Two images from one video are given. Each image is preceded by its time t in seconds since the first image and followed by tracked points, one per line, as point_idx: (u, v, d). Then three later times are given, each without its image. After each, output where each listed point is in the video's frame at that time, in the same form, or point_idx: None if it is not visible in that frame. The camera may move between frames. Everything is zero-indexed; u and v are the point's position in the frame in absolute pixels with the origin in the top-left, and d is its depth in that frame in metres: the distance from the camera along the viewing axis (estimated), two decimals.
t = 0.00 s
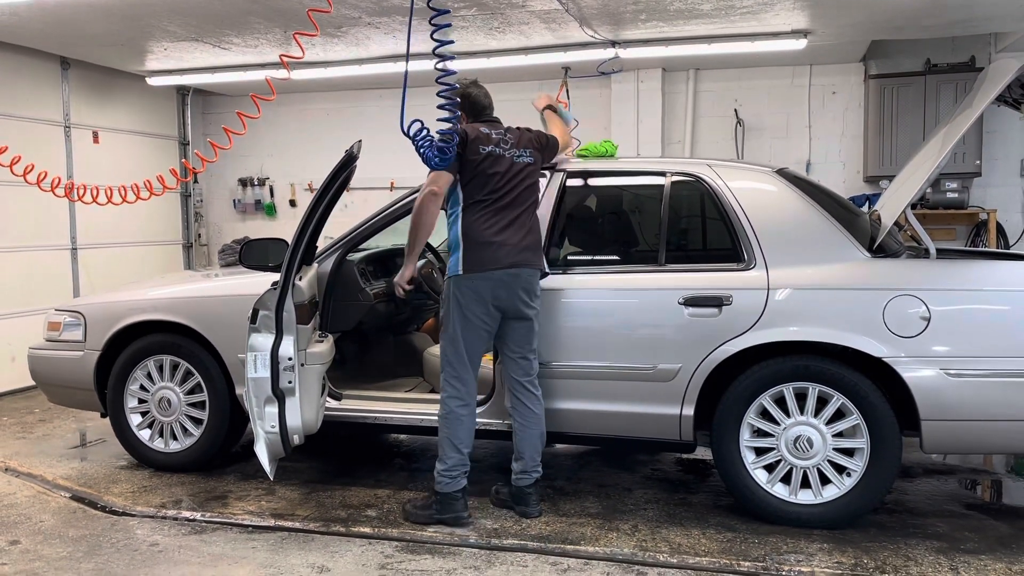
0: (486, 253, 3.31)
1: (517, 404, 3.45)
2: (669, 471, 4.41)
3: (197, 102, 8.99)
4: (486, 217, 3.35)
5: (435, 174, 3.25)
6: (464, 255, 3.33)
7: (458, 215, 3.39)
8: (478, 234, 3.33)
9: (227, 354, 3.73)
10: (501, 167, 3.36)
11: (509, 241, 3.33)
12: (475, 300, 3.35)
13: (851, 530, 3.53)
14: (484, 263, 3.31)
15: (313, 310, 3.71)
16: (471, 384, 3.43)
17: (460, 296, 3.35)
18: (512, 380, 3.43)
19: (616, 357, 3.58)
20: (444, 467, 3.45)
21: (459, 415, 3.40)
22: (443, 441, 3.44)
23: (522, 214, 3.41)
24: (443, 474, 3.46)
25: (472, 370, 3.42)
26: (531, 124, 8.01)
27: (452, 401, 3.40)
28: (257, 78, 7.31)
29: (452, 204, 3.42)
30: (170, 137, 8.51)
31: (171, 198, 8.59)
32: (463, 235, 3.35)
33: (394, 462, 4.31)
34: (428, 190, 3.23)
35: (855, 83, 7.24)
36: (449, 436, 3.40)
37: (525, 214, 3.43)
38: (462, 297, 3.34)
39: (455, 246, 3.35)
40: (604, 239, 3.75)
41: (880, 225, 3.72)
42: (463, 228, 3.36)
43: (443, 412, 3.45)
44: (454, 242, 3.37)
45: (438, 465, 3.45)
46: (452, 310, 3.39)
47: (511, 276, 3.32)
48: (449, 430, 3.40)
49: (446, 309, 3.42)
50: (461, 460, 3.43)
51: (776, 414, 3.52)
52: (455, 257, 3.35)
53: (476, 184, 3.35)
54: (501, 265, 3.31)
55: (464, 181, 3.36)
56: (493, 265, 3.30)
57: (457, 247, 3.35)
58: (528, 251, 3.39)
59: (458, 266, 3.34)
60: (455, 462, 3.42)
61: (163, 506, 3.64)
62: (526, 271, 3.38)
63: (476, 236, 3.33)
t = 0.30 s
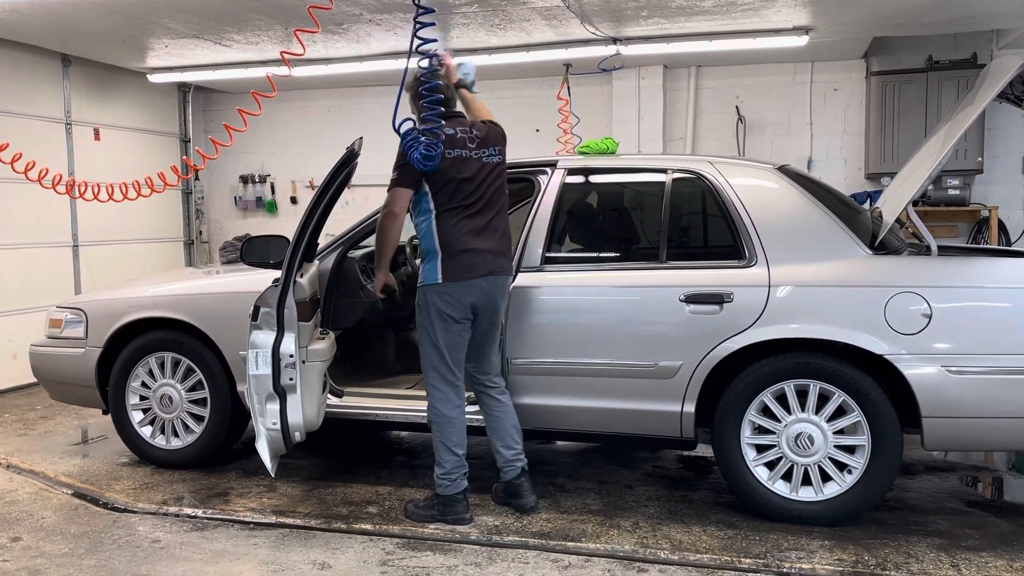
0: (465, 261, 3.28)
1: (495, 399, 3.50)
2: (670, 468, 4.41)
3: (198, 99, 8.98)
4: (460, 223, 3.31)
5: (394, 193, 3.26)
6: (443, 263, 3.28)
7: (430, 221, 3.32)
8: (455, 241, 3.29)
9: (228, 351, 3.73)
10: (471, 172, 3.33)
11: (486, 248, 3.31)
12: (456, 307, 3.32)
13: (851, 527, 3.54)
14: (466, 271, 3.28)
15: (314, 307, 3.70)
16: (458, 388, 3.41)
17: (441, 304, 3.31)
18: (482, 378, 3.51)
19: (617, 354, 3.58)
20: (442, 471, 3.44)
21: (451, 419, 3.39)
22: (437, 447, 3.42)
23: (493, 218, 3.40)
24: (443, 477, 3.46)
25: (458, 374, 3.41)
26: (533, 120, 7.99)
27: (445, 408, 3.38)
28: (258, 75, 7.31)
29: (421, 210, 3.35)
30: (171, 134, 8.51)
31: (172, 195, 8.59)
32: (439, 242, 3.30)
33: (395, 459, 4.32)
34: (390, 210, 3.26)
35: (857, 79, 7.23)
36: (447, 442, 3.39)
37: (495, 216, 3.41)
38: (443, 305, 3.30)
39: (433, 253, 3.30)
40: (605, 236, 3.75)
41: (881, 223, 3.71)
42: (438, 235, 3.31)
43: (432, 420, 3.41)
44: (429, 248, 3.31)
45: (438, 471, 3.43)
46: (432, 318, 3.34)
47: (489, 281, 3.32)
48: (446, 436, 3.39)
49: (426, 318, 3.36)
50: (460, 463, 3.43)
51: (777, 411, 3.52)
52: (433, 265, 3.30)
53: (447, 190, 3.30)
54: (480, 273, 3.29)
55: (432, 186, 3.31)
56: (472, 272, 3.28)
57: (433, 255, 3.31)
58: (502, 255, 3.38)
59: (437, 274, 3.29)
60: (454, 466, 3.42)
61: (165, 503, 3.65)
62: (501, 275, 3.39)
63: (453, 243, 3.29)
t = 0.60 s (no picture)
0: (470, 259, 3.36)
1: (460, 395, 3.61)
2: (672, 464, 4.41)
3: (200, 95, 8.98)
4: (460, 221, 3.37)
5: (399, 214, 3.22)
6: (450, 259, 3.32)
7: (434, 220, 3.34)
8: (459, 239, 3.35)
9: (230, 347, 3.74)
10: (462, 172, 3.41)
11: (487, 246, 3.44)
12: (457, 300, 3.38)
13: (853, 523, 3.54)
14: (469, 267, 3.36)
15: (316, 302, 3.70)
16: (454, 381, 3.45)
17: (441, 299, 3.35)
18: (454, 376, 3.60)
19: (619, 350, 3.58)
20: (443, 463, 3.42)
21: (452, 411, 3.40)
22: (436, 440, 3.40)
23: (481, 215, 3.50)
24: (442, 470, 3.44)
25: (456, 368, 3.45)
26: (535, 116, 7.98)
27: (447, 399, 3.39)
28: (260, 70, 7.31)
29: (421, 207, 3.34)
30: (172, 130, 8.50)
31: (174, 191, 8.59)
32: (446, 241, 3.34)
33: (397, 454, 4.32)
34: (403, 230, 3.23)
35: (859, 75, 7.22)
36: (451, 432, 3.39)
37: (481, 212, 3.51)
38: (444, 299, 3.35)
39: (440, 252, 3.32)
40: (607, 231, 3.75)
41: (884, 218, 3.71)
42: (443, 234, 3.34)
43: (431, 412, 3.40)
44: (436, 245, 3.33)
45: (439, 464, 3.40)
46: (431, 311, 3.38)
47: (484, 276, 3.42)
48: (448, 427, 3.39)
49: (425, 311, 3.38)
50: (461, 454, 3.43)
51: (779, 407, 3.52)
52: (439, 262, 3.32)
53: (445, 191, 3.33)
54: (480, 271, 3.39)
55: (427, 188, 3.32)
56: (476, 269, 3.38)
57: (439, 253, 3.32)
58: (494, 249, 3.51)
59: (445, 269, 3.33)
60: (455, 457, 3.41)
61: (167, 498, 3.65)
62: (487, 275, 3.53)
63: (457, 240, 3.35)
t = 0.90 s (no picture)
0: (481, 257, 3.54)
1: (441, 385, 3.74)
2: (675, 460, 4.40)
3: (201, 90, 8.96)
4: (462, 221, 3.51)
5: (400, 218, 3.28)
6: (466, 257, 3.48)
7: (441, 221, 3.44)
8: (467, 238, 3.51)
9: (232, 343, 3.73)
10: (444, 177, 3.54)
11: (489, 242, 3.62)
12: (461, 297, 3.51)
13: (857, 519, 3.52)
14: (479, 267, 3.53)
15: (318, 298, 3.69)
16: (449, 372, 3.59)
17: (451, 296, 3.49)
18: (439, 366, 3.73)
19: (622, 346, 3.56)
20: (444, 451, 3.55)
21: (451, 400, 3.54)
22: (440, 430, 3.51)
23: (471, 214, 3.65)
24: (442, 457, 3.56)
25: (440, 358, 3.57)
26: (538, 111, 7.95)
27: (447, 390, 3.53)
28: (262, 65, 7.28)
29: (428, 211, 3.42)
30: (174, 125, 8.49)
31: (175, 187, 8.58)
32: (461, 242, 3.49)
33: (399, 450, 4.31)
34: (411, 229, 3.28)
35: (864, 69, 7.18)
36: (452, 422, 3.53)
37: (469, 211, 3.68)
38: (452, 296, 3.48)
39: (457, 252, 3.47)
40: (610, 227, 3.73)
41: (889, 214, 3.69)
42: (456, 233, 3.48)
43: (436, 404, 3.49)
44: (452, 247, 3.45)
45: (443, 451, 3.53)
46: (440, 308, 3.48)
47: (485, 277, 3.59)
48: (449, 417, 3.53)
49: (435, 308, 3.48)
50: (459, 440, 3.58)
51: (783, 403, 3.51)
52: (457, 262, 3.47)
53: (438, 194, 3.46)
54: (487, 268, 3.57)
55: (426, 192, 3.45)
56: (484, 266, 3.56)
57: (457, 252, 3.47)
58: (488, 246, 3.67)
59: (463, 269, 3.48)
60: (456, 443, 3.55)
61: (169, 494, 3.65)
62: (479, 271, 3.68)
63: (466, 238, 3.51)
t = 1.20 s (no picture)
0: (486, 244, 3.55)
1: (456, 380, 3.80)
2: (679, 456, 4.37)
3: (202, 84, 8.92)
4: (461, 216, 3.55)
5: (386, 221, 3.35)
6: (471, 249, 3.50)
7: (437, 220, 3.49)
8: (470, 229, 3.54)
9: (233, 339, 3.71)
10: (432, 183, 3.60)
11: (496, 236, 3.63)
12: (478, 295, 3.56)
13: (863, 517, 3.50)
14: (488, 258, 3.55)
15: (320, 293, 3.67)
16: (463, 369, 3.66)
17: (466, 293, 3.54)
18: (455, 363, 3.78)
19: (626, 342, 3.53)
20: (459, 447, 3.63)
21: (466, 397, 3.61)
22: (456, 426, 3.58)
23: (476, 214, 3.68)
24: (455, 451, 3.65)
25: (461, 356, 3.62)
26: (542, 105, 7.92)
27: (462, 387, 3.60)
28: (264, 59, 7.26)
29: (421, 216, 3.49)
30: (174, 120, 8.46)
31: (176, 182, 8.56)
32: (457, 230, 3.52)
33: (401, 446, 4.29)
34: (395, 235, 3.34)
35: (871, 62, 7.14)
36: (467, 418, 3.62)
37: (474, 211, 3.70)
38: (468, 294, 3.54)
39: (458, 244, 3.49)
40: (614, 222, 3.70)
41: (895, 209, 3.65)
42: (457, 226, 3.52)
43: (451, 401, 3.55)
44: (452, 239, 3.49)
45: (459, 446, 3.62)
46: (456, 306, 3.54)
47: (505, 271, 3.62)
48: (465, 413, 3.61)
49: (451, 307, 3.54)
50: (473, 435, 3.66)
51: (788, 399, 3.48)
52: (462, 254, 3.50)
53: (429, 199, 3.52)
54: (496, 253, 3.58)
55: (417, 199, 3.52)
56: (492, 257, 3.57)
57: (461, 246, 3.50)
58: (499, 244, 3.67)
59: (470, 260, 3.50)
60: (470, 439, 3.64)
61: (171, 490, 3.63)
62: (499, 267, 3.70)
63: (468, 229, 3.54)
